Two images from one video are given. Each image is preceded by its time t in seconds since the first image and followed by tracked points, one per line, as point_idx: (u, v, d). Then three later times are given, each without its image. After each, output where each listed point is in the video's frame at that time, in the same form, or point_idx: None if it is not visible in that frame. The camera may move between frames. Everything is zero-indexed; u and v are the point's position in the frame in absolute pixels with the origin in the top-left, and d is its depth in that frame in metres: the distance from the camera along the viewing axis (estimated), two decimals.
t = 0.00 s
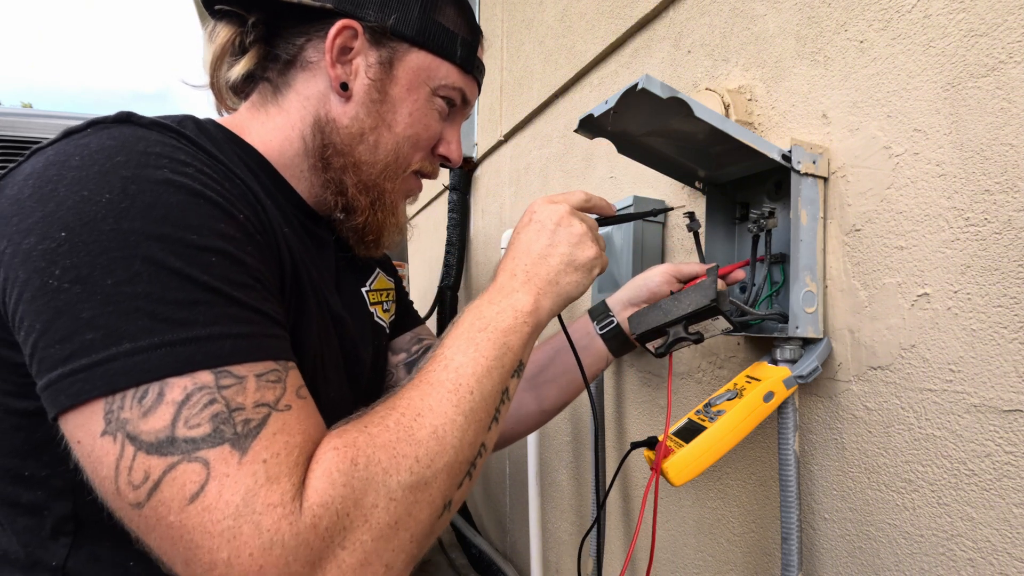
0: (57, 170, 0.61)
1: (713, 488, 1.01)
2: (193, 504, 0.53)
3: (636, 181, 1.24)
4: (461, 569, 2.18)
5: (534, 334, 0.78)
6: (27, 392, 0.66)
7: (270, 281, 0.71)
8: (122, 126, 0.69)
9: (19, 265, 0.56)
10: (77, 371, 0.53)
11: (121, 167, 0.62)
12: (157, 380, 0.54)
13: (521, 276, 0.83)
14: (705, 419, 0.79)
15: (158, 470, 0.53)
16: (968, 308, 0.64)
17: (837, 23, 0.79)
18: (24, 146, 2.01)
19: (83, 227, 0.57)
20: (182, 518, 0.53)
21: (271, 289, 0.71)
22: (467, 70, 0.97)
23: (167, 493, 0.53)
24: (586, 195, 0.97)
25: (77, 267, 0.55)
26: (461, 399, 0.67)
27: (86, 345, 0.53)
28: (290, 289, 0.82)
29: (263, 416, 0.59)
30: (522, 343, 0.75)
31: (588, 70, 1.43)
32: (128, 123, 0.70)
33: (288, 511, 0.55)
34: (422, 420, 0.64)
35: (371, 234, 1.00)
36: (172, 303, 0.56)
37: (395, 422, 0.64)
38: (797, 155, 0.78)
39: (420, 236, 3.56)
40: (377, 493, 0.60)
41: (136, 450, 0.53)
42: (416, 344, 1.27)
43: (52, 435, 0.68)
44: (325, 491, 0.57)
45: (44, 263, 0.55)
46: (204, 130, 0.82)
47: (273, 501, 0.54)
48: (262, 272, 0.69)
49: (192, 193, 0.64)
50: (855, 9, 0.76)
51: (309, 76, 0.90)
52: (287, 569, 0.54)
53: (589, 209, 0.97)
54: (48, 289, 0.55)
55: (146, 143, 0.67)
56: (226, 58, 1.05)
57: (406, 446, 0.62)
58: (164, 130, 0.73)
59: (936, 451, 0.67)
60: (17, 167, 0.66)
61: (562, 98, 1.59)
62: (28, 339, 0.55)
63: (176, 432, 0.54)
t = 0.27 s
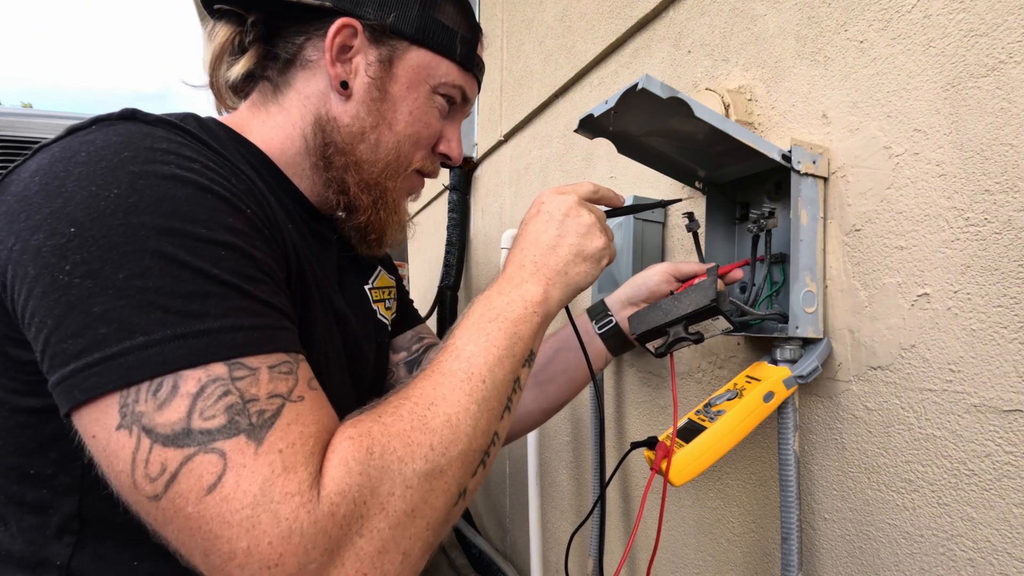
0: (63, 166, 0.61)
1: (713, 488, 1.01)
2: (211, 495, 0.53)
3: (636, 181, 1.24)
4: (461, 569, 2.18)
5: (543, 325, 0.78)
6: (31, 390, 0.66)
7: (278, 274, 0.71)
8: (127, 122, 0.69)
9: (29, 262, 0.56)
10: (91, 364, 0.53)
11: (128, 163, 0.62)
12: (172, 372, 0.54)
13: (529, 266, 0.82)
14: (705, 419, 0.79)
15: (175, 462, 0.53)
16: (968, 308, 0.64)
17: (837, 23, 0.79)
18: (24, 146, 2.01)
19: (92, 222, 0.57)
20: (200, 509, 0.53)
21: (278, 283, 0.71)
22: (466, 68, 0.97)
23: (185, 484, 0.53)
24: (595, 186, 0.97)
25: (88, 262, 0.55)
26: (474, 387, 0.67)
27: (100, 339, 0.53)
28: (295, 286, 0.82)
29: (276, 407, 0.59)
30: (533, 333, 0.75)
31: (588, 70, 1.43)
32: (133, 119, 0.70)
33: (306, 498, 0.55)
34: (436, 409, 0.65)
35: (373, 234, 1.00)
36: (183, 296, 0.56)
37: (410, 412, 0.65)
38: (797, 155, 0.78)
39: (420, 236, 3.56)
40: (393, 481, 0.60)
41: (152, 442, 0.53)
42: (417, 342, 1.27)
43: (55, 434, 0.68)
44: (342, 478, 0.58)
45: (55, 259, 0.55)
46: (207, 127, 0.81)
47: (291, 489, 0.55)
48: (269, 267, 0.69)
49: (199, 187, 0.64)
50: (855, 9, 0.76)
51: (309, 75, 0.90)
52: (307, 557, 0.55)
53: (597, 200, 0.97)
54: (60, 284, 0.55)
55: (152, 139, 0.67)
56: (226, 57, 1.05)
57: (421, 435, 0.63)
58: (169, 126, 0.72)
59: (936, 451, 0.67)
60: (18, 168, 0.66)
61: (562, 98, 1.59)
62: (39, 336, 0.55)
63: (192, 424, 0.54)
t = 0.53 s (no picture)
0: (64, 166, 0.61)
1: (713, 488, 1.01)
2: (214, 493, 0.53)
3: (636, 181, 1.24)
4: (461, 569, 2.18)
5: (546, 323, 0.79)
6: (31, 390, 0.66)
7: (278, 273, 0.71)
8: (128, 122, 0.69)
9: (31, 261, 0.56)
10: (94, 363, 0.53)
11: (128, 163, 0.62)
12: (175, 370, 0.54)
13: (531, 267, 0.82)
14: (705, 419, 0.79)
15: (178, 460, 0.53)
16: (968, 308, 0.64)
17: (837, 23, 0.79)
18: (24, 147, 2.01)
19: (93, 222, 0.57)
20: (204, 506, 0.53)
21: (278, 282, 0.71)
22: (465, 68, 0.97)
23: (188, 482, 0.53)
24: (599, 188, 0.97)
25: (89, 261, 0.55)
26: (477, 385, 0.67)
27: (102, 338, 0.54)
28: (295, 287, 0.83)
29: (278, 404, 0.59)
30: (536, 332, 0.76)
31: (588, 70, 1.43)
32: (134, 120, 0.70)
33: (309, 494, 0.55)
34: (439, 407, 0.65)
35: (373, 234, 1.00)
36: (185, 295, 0.56)
37: (413, 409, 0.65)
38: (797, 155, 0.78)
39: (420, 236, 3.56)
40: (397, 478, 0.60)
41: (155, 440, 0.53)
42: (417, 342, 1.27)
43: (55, 433, 0.68)
44: (344, 475, 0.57)
45: (57, 258, 0.55)
46: (207, 127, 0.81)
47: (293, 486, 0.55)
48: (269, 266, 0.68)
49: (200, 187, 0.64)
50: (855, 9, 0.76)
51: (308, 76, 0.90)
52: (310, 553, 0.55)
53: (600, 202, 0.97)
54: (62, 284, 0.55)
55: (152, 139, 0.67)
56: (226, 57, 1.05)
57: (425, 431, 0.63)
58: (169, 127, 0.72)
59: (936, 451, 0.67)
60: (17, 169, 0.66)
61: (562, 98, 1.59)
62: (40, 335, 0.55)
63: (195, 422, 0.54)
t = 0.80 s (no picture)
0: (70, 160, 0.61)
1: (713, 488, 1.01)
2: (272, 453, 0.54)
3: (636, 181, 1.24)
4: (460, 569, 2.18)
5: (600, 312, 0.76)
6: (32, 389, 0.66)
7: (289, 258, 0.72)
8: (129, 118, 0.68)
9: (49, 254, 0.56)
10: (128, 345, 0.53)
11: (129, 154, 0.62)
12: (210, 345, 0.55)
13: (588, 259, 0.79)
14: (704, 419, 0.79)
15: (229, 427, 0.54)
16: (968, 308, 0.64)
17: (837, 23, 0.79)
18: (24, 146, 2.01)
19: (112, 209, 0.57)
20: (263, 467, 0.53)
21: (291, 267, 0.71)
22: (462, 67, 0.97)
23: (243, 447, 0.54)
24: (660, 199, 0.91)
25: (112, 248, 0.55)
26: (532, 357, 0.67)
27: (133, 321, 0.54)
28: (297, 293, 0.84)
29: (317, 370, 0.59)
30: (588, 319, 0.74)
31: (588, 70, 1.43)
32: (135, 116, 0.69)
33: (372, 442, 0.57)
34: (496, 373, 0.65)
35: (370, 234, 1.00)
36: (211, 273, 0.56)
37: (470, 375, 0.66)
38: (797, 155, 0.78)
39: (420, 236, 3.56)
40: (456, 435, 0.61)
41: (203, 412, 0.53)
42: (415, 343, 1.27)
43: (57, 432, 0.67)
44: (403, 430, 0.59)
45: (78, 248, 0.55)
46: (205, 126, 0.81)
47: (353, 439, 0.56)
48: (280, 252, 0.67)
49: (211, 174, 0.64)
50: (855, 9, 0.76)
51: (304, 75, 0.90)
52: (375, 499, 0.56)
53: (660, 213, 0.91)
54: (87, 272, 0.55)
55: (157, 133, 0.67)
56: (223, 56, 1.05)
57: (483, 393, 0.64)
58: (170, 121, 0.72)
59: (936, 451, 0.67)
60: (16, 169, 0.65)
61: (562, 98, 1.59)
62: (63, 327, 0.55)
63: (240, 391, 0.55)
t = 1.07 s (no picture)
0: (81, 159, 0.61)
1: (713, 488, 1.01)
2: (297, 443, 0.54)
3: (636, 181, 1.24)
4: (460, 569, 2.18)
5: (621, 306, 0.76)
6: (37, 387, 0.65)
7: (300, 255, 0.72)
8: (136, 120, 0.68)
9: (65, 254, 0.56)
10: (149, 342, 0.53)
11: (136, 154, 0.62)
12: (231, 339, 0.55)
13: (611, 254, 0.79)
14: (705, 419, 0.79)
15: (254, 419, 0.54)
16: (968, 308, 0.64)
17: (837, 23, 0.79)
18: (25, 147, 2.01)
19: (127, 207, 0.57)
20: (289, 456, 0.54)
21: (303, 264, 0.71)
22: (465, 70, 0.97)
23: (268, 438, 0.54)
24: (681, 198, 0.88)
25: (129, 246, 0.55)
26: (553, 347, 0.68)
27: (153, 318, 0.54)
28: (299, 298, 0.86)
29: (336, 361, 0.59)
30: (611, 312, 0.74)
31: (588, 70, 1.43)
32: (142, 117, 0.69)
33: (397, 428, 0.58)
34: (519, 363, 0.66)
35: (371, 235, 1.00)
36: (228, 269, 0.56)
37: (493, 364, 0.67)
38: (797, 155, 0.78)
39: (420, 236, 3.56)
40: (479, 422, 0.62)
41: (226, 405, 0.54)
42: (414, 343, 1.27)
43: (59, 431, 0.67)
44: (427, 416, 0.60)
45: (94, 247, 0.55)
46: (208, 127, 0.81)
47: (378, 426, 0.57)
48: (293, 249, 0.67)
49: (223, 173, 0.65)
50: (855, 9, 0.76)
51: (307, 76, 0.90)
52: (400, 483, 0.57)
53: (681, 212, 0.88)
54: (104, 270, 0.55)
55: (166, 133, 0.67)
56: (225, 57, 1.06)
57: (505, 381, 0.64)
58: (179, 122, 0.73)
59: (936, 451, 0.67)
60: (23, 171, 0.64)
61: (562, 98, 1.59)
62: (80, 327, 0.55)
63: (262, 383, 0.55)
